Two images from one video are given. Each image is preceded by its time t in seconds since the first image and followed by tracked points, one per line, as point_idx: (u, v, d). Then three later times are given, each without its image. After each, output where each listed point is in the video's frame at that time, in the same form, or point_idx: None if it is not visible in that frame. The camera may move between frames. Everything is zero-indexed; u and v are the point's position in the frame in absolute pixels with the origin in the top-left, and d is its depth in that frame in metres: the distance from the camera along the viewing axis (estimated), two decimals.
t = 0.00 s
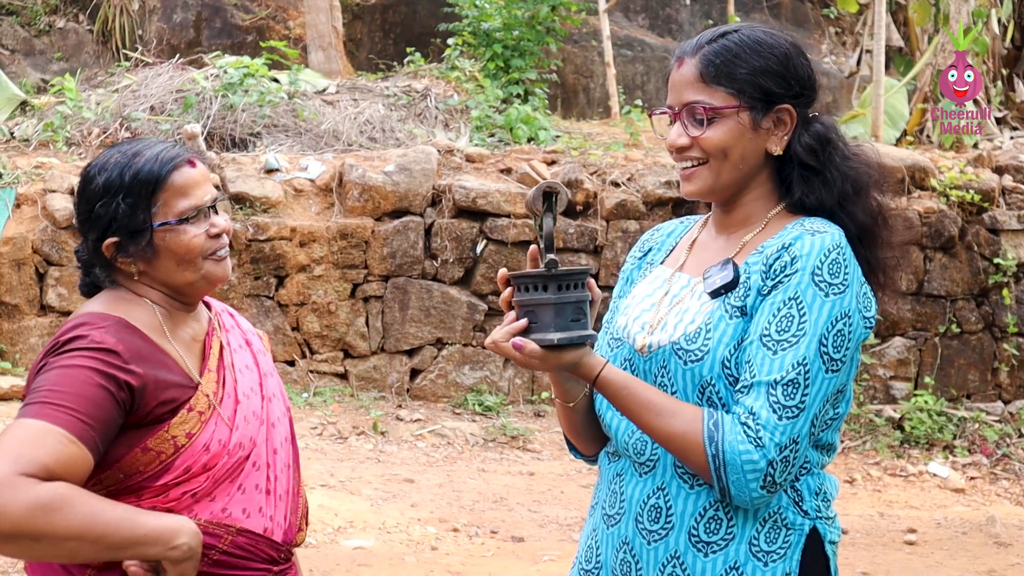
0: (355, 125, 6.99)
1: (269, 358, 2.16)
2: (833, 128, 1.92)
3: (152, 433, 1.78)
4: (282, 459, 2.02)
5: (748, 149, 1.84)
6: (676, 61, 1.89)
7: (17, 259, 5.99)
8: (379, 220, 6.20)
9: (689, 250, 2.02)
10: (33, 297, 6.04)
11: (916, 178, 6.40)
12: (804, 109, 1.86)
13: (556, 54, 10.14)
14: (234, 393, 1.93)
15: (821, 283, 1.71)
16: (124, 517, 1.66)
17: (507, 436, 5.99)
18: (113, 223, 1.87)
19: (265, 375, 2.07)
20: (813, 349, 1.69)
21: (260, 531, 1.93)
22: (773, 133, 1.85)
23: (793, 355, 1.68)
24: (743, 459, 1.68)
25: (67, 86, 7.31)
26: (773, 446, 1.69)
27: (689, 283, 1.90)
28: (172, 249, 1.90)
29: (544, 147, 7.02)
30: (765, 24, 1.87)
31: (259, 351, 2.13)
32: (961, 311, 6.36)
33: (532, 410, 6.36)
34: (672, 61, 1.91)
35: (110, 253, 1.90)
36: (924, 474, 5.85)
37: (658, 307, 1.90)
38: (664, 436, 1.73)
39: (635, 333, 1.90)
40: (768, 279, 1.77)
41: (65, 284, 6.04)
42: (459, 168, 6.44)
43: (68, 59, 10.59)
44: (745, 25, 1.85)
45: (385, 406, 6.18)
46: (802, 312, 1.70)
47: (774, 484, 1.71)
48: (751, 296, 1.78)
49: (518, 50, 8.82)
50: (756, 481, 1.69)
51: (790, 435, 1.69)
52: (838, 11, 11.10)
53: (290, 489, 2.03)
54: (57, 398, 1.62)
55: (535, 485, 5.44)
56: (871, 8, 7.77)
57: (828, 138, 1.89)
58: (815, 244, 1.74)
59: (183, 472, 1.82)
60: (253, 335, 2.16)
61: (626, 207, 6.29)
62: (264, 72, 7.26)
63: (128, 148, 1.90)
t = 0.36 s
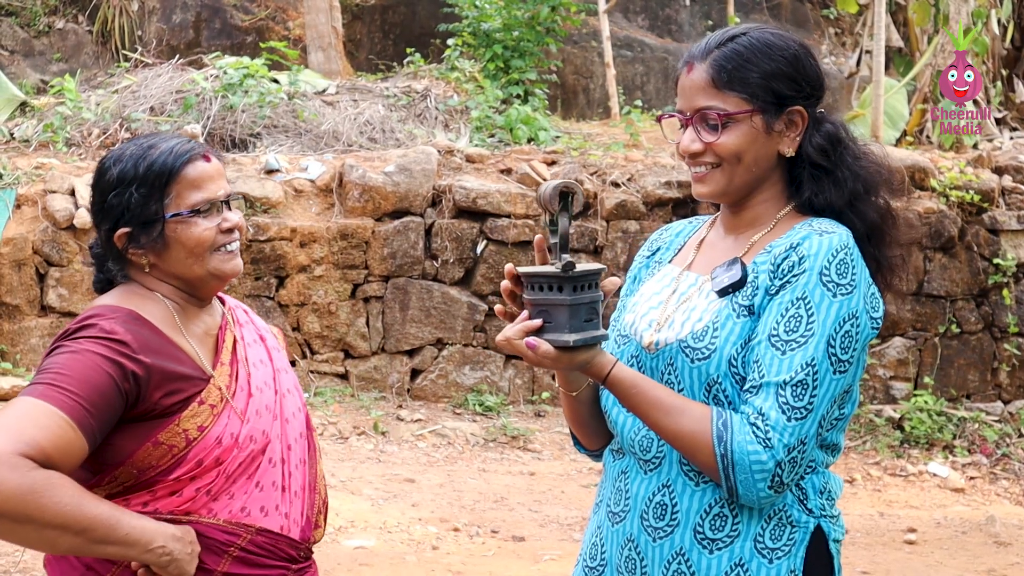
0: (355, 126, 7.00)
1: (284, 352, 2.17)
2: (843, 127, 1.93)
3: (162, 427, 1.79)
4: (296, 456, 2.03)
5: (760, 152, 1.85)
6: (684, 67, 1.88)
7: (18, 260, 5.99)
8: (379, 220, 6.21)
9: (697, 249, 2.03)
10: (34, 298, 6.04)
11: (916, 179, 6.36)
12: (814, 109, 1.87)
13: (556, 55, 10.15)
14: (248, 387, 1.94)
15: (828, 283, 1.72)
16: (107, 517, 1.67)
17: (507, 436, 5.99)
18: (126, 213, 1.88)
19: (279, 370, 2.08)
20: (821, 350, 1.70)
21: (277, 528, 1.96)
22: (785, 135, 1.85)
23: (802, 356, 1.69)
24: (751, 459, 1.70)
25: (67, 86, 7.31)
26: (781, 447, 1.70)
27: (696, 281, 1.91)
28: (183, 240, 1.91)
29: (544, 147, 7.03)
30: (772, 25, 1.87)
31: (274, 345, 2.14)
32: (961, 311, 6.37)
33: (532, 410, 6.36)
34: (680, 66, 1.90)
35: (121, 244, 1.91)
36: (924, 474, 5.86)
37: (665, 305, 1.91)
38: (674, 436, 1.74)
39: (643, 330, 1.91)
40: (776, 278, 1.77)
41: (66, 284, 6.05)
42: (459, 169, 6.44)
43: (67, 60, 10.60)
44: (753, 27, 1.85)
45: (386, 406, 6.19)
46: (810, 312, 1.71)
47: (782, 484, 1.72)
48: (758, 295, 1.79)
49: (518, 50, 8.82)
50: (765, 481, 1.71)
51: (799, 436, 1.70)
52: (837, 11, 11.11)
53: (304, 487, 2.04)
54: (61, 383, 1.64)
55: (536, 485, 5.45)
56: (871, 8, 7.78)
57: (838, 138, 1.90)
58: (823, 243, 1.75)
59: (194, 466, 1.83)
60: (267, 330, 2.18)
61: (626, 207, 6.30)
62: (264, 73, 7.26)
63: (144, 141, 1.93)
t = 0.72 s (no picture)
0: (357, 124, 7.00)
1: (290, 351, 2.17)
2: (858, 133, 1.90)
3: (166, 430, 1.79)
4: (301, 458, 2.03)
5: (771, 156, 1.85)
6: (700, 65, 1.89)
7: (19, 258, 5.99)
8: (381, 218, 6.21)
9: (706, 247, 2.03)
10: (36, 296, 6.05)
11: (918, 176, 6.34)
12: (830, 113, 1.85)
13: (557, 53, 10.15)
14: (253, 389, 1.94)
15: (835, 287, 1.72)
16: (106, 523, 1.67)
17: (509, 434, 6.00)
18: (130, 212, 1.89)
19: (285, 371, 2.08)
20: (827, 354, 1.70)
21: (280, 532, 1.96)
22: (797, 138, 1.85)
23: (809, 360, 1.70)
24: (756, 464, 1.70)
25: (69, 84, 7.31)
26: (787, 452, 1.70)
27: (704, 279, 1.91)
28: (189, 237, 1.91)
29: (546, 145, 7.02)
30: (791, 24, 1.85)
31: (280, 345, 2.14)
32: (963, 309, 6.36)
33: (535, 408, 6.37)
34: (696, 64, 1.90)
35: (127, 243, 1.91)
36: (926, 472, 5.87)
37: (673, 302, 1.91)
38: (679, 440, 1.75)
39: (649, 327, 1.92)
40: (783, 280, 1.77)
41: (68, 282, 6.06)
42: (461, 166, 6.45)
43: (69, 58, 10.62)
44: (768, 25, 1.84)
45: (388, 404, 6.19)
46: (817, 315, 1.71)
47: (786, 488, 1.73)
48: (765, 296, 1.79)
49: (519, 48, 8.81)
50: (769, 485, 1.72)
51: (804, 441, 1.71)
52: (839, 8, 11.09)
53: (308, 490, 2.05)
54: (68, 380, 1.63)
55: (538, 483, 5.45)
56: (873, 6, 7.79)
57: (852, 145, 1.87)
58: (830, 246, 1.75)
59: (199, 469, 1.83)
60: (273, 330, 2.18)
61: (628, 205, 6.30)
62: (265, 71, 7.25)
63: (145, 139, 1.93)
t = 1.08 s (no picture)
0: (361, 121, 7.01)
1: (292, 352, 2.18)
2: (863, 126, 1.89)
3: (170, 430, 1.80)
4: (303, 458, 2.03)
5: (777, 150, 1.85)
6: (702, 65, 1.89)
7: (23, 255, 6.00)
8: (385, 216, 6.21)
9: (712, 245, 2.03)
10: (40, 293, 6.06)
11: (922, 174, 6.32)
12: (834, 106, 1.85)
13: (561, 51, 10.14)
14: (253, 388, 1.94)
15: (833, 286, 1.72)
16: (112, 526, 1.68)
17: (512, 432, 6.00)
18: (125, 222, 1.89)
19: (286, 371, 2.09)
20: (824, 354, 1.70)
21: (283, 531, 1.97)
22: (803, 131, 1.84)
23: (806, 359, 1.70)
24: (752, 464, 1.71)
25: (73, 81, 7.32)
26: (783, 452, 1.70)
27: (706, 277, 1.92)
28: (183, 246, 1.91)
29: (550, 143, 7.02)
30: (791, 20, 1.85)
31: (282, 346, 2.15)
32: (966, 307, 6.36)
33: (538, 405, 6.37)
34: (699, 63, 1.91)
35: (125, 251, 1.92)
36: (929, 470, 5.87)
37: (675, 300, 1.92)
38: (677, 439, 1.76)
39: (651, 324, 1.92)
40: (781, 279, 1.77)
41: (72, 279, 6.07)
42: (465, 164, 6.45)
43: (74, 55, 10.66)
44: (770, 23, 1.84)
45: (391, 401, 6.20)
46: (814, 315, 1.71)
47: (783, 488, 1.73)
48: (764, 295, 1.79)
49: (524, 46, 8.81)
50: (765, 485, 1.72)
51: (801, 441, 1.71)
52: (843, 6, 11.07)
53: (311, 488, 2.05)
54: (70, 382, 1.64)
55: (541, 481, 5.46)
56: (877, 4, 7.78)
57: (857, 137, 1.87)
58: (829, 245, 1.74)
59: (200, 468, 1.84)
60: (274, 331, 2.18)
61: (631, 203, 6.30)
62: (270, 68, 7.25)
63: (138, 144, 1.92)
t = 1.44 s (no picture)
0: (363, 120, 7.01)
1: (289, 349, 2.19)
2: (872, 144, 1.88)
3: (173, 428, 1.80)
4: (305, 453, 2.04)
5: (779, 160, 1.85)
6: (718, 61, 1.88)
7: (26, 253, 6.02)
8: (387, 214, 6.21)
9: (718, 243, 2.03)
10: (43, 291, 6.07)
11: (925, 173, 6.33)
12: (843, 122, 1.84)
13: (564, 49, 10.14)
14: (254, 384, 1.95)
15: (839, 285, 1.72)
16: (123, 529, 1.68)
17: (515, 430, 6.00)
18: (130, 209, 1.89)
19: (284, 367, 2.09)
20: (830, 353, 1.70)
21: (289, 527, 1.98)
22: (809, 145, 1.85)
23: (811, 358, 1.70)
24: (755, 461, 1.71)
25: (76, 80, 7.33)
26: (787, 450, 1.71)
27: (713, 276, 1.92)
28: (188, 235, 1.92)
29: (553, 141, 7.01)
30: (810, 24, 1.82)
31: (278, 342, 2.16)
32: (969, 306, 6.36)
33: (540, 404, 6.38)
34: (713, 61, 1.90)
35: (127, 239, 1.92)
36: (932, 468, 5.87)
37: (681, 298, 1.92)
38: (681, 438, 1.76)
39: (657, 322, 1.93)
40: (787, 278, 1.78)
41: (75, 277, 6.08)
42: (467, 162, 6.45)
43: (77, 54, 10.68)
44: (790, 26, 1.82)
45: (394, 400, 6.21)
46: (821, 313, 1.71)
47: (788, 486, 1.73)
48: (770, 294, 1.79)
49: (526, 44, 8.81)
50: (769, 483, 1.72)
51: (806, 439, 1.71)
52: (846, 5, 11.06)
53: (314, 484, 2.06)
54: (72, 385, 1.64)
55: (544, 479, 5.46)
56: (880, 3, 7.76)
57: (866, 155, 1.86)
58: (835, 244, 1.74)
59: (206, 466, 1.84)
60: (271, 328, 2.19)
61: (634, 201, 6.30)
62: (272, 66, 7.28)
63: (147, 136, 1.94)
